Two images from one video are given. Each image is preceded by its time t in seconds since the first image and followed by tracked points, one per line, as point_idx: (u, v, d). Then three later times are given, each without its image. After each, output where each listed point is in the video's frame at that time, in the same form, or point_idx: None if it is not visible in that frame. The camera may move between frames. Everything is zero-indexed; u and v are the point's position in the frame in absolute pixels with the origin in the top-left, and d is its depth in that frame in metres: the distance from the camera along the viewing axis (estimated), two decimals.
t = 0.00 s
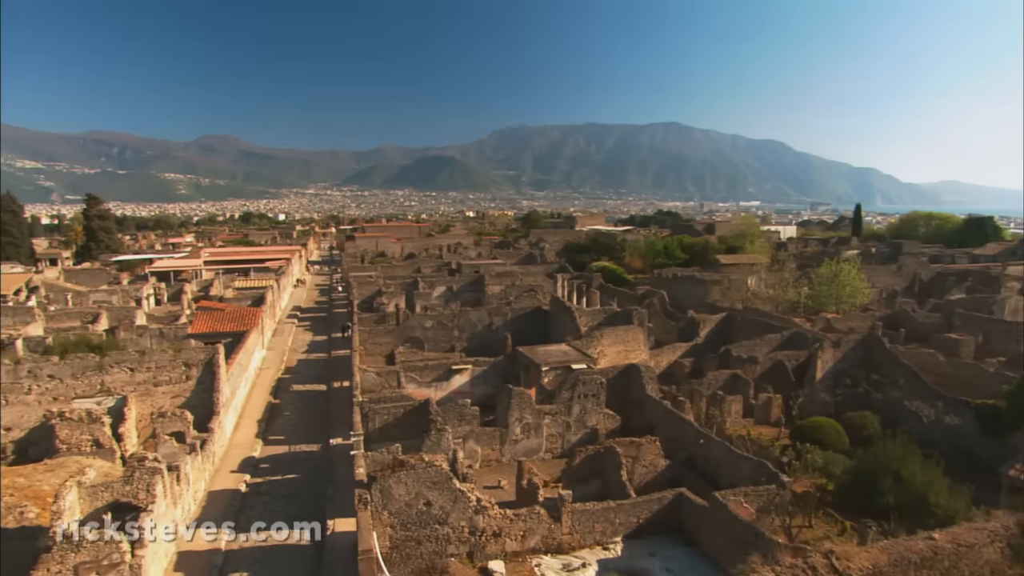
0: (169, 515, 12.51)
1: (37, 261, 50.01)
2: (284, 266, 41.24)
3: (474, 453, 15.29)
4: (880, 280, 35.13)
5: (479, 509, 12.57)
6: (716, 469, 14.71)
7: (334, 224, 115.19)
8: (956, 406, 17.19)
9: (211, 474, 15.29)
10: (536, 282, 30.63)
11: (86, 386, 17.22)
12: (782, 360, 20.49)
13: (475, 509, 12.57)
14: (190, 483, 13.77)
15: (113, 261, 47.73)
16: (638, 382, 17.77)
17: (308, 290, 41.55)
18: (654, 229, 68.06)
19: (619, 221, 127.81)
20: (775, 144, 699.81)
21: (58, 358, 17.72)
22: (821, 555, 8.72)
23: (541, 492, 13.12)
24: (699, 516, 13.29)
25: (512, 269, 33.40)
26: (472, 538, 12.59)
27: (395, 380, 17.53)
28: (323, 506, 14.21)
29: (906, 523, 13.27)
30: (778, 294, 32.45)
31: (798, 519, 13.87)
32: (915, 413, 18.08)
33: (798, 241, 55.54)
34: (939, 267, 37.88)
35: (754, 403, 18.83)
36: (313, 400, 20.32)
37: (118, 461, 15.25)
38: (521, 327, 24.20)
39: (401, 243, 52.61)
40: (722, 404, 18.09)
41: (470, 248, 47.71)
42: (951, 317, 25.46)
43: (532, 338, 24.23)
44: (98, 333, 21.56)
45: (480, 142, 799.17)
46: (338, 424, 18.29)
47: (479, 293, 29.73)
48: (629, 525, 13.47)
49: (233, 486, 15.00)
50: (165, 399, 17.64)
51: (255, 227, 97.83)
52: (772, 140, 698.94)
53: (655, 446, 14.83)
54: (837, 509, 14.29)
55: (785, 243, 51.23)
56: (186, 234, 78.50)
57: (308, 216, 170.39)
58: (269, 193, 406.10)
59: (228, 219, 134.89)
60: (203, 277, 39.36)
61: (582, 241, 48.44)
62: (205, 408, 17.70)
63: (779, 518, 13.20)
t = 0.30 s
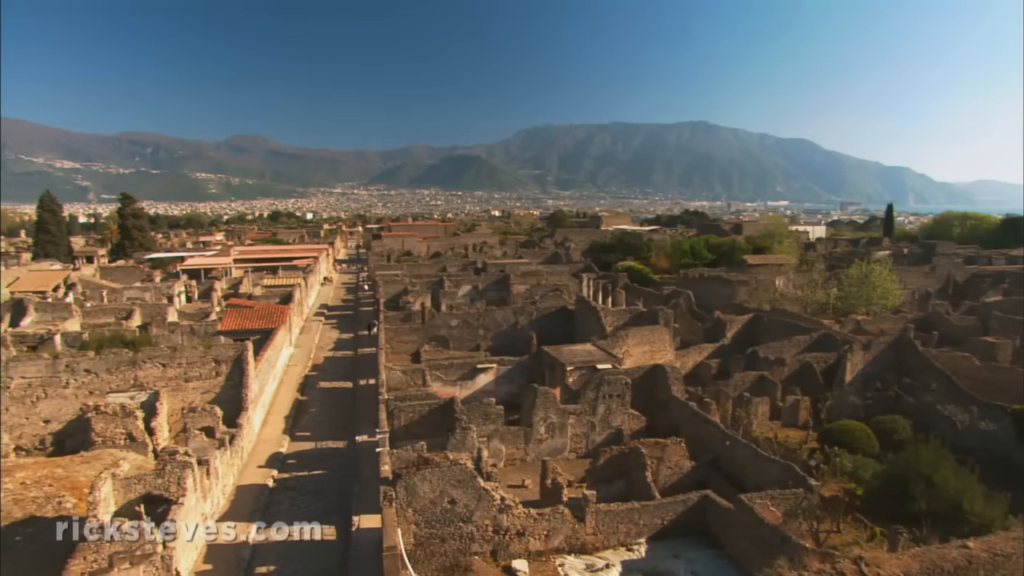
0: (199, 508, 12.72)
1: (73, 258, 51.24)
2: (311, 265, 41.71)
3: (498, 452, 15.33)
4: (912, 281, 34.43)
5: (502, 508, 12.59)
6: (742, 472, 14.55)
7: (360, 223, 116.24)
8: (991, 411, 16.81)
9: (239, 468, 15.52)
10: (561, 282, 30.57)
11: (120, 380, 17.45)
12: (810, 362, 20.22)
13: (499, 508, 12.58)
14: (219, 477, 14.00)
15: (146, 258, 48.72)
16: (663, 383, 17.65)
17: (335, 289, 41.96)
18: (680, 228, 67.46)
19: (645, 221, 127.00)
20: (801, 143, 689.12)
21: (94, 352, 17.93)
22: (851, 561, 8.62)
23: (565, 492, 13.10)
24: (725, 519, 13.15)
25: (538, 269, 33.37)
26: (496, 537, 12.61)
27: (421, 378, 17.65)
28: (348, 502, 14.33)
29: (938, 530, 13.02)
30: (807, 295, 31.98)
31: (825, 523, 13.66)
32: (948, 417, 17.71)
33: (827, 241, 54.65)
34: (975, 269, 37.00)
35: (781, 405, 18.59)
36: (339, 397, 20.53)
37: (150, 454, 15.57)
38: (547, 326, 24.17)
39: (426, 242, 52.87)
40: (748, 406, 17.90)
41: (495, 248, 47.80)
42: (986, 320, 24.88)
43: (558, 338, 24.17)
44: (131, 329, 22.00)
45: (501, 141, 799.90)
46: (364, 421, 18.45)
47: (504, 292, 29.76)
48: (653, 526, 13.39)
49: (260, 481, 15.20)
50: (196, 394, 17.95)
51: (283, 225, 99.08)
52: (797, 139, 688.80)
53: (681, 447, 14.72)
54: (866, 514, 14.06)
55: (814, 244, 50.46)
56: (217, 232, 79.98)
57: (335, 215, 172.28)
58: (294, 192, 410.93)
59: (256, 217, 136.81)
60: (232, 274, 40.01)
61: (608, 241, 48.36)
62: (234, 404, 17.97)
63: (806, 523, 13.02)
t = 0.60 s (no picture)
0: (228, 501, 12.92)
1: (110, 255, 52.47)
2: (339, 263, 42.13)
3: (523, 451, 15.33)
4: (947, 282, 33.69)
5: (527, 507, 12.60)
6: (769, 474, 14.38)
7: (387, 221, 117.13)
8: None
9: (267, 463, 15.76)
10: (587, 281, 30.49)
11: (152, 374, 17.70)
12: (840, 364, 19.90)
13: (523, 506, 12.60)
14: (247, 471, 14.23)
15: (179, 255, 49.70)
16: (689, 384, 17.51)
17: (362, 286, 42.35)
18: (707, 228, 66.81)
19: (671, 220, 126.00)
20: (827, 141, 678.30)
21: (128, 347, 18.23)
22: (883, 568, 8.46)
23: (589, 492, 13.06)
24: (752, 521, 12.99)
25: (563, 268, 33.31)
26: (519, 536, 12.62)
27: (446, 376, 17.73)
28: (374, 498, 14.46)
29: (973, 538, 12.76)
30: (836, 296, 31.49)
31: (854, 528, 13.44)
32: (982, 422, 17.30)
33: (859, 241, 53.73)
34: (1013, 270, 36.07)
35: (809, 407, 18.33)
36: (365, 394, 20.73)
37: (181, 448, 15.90)
38: (572, 326, 24.12)
39: (452, 241, 53.13)
40: (776, 408, 17.68)
41: (521, 246, 47.84)
42: None
43: (583, 337, 24.12)
44: (164, 325, 22.45)
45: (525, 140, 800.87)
46: (389, 418, 18.60)
47: (529, 291, 29.76)
48: (678, 528, 13.29)
49: (287, 476, 15.40)
50: (225, 389, 18.21)
51: (312, 224, 100.41)
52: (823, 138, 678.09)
53: (706, 449, 14.60)
54: (896, 519, 13.83)
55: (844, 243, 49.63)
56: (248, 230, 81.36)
57: (361, 213, 173.94)
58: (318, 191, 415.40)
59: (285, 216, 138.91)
60: (261, 272, 40.64)
61: (634, 240, 48.20)
62: (262, 400, 18.23)
63: (835, 527, 12.80)
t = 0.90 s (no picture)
0: (257, 495, 13.12)
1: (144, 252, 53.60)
2: (366, 260, 42.52)
3: (548, 449, 15.33)
4: (984, 284, 32.89)
5: (551, 505, 12.59)
6: (797, 477, 14.18)
7: (414, 219, 117.88)
8: None
9: (295, 458, 15.97)
10: (614, 279, 30.37)
11: (184, 369, 17.99)
12: (871, 365, 19.56)
13: (548, 505, 12.58)
14: (275, 466, 14.42)
15: (211, 252, 50.58)
16: (716, 384, 17.36)
17: (388, 284, 42.68)
18: (735, 227, 66.04)
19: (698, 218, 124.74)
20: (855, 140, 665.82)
21: (162, 342, 18.55)
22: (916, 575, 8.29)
23: (614, 491, 13.01)
24: (779, 524, 12.82)
25: (589, 266, 33.20)
26: (544, 534, 12.62)
27: (472, 374, 17.80)
28: (399, 494, 14.58)
29: (1009, 547, 12.47)
30: (867, 297, 30.96)
31: (885, 533, 13.19)
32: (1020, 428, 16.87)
33: (892, 241, 52.73)
34: None
35: (839, 409, 18.04)
36: (391, 391, 20.92)
37: (212, 442, 16.30)
38: (598, 325, 24.04)
39: (479, 239, 53.28)
40: (805, 410, 17.43)
41: (548, 245, 47.77)
42: None
43: (609, 336, 24.04)
44: (196, 320, 22.86)
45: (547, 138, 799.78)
46: (415, 415, 18.74)
47: (556, 289, 29.69)
48: (703, 529, 13.18)
49: (314, 470, 15.61)
50: (255, 384, 18.46)
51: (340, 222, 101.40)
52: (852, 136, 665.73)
53: (733, 450, 14.48)
54: (929, 526, 13.47)
55: (876, 243, 48.75)
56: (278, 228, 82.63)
57: (386, 211, 175.38)
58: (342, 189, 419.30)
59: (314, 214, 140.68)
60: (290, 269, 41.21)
61: (662, 239, 47.94)
62: (290, 395, 18.47)
63: (865, 532, 12.56)
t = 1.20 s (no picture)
0: (283, 489, 13.29)
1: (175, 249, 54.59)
2: (391, 258, 42.83)
3: (572, 448, 15.31)
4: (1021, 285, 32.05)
5: (575, 505, 12.56)
6: (825, 480, 13.98)
7: (440, 217, 118.60)
8: None
9: (320, 453, 16.16)
10: (639, 279, 30.20)
11: (214, 364, 18.28)
12: (902, 368, 19.20)
13: (571, 504, 12.55)
14: (302, 461, 14.60)
15: (239, 250, 51.33)
16: (742, 386, 17.19)
17: (413, 282, 42.95)
18: (762, 227, 65.22)
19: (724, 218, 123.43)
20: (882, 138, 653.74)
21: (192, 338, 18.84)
22: None
23: (638, 492, 12.95)
24: (806, 528, 12.64)
25: (614, 265, 33.04)
26: (567, 533, 12.59)
27: (497, 372, 17.85)
28: (424, 491, 14.67)
29: None
30: (898, 298, 30.41)
31: (916, 540, 12.93)
32: None
33: (924, 241, 51.66)
34: None
35: (868, 412, 17.75)
36: (416, 388, 21.04)
37: (240, 436, 16.59)
38: (623, 324, 23.93)
39: (504, 238, 53.35)
40: (833, 412, 17.19)
41: (572, 244, 47.67)
42: None
43: (633, 336, 23.92)
44: (225, 317, 23.21)
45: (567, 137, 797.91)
46: (440, 413, 18.84)
47: (580, 288, 29.60)
48: (729, 531, 13.05)
49: (340, 466, 15.77)
50: (282, 380, 18.67)
51: (366, 220, 102.19)
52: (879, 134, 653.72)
53: (759, 452, 14.34)
54: (962, 533, 13.28)
55: (908, 243, 47.78)
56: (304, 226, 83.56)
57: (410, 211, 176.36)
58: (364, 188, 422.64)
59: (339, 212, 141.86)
60: (317, 267, 41.64)
61: (688, 239, 47.58)
62: (317, 391, 18.68)
63: (895, 538, 12.33)
